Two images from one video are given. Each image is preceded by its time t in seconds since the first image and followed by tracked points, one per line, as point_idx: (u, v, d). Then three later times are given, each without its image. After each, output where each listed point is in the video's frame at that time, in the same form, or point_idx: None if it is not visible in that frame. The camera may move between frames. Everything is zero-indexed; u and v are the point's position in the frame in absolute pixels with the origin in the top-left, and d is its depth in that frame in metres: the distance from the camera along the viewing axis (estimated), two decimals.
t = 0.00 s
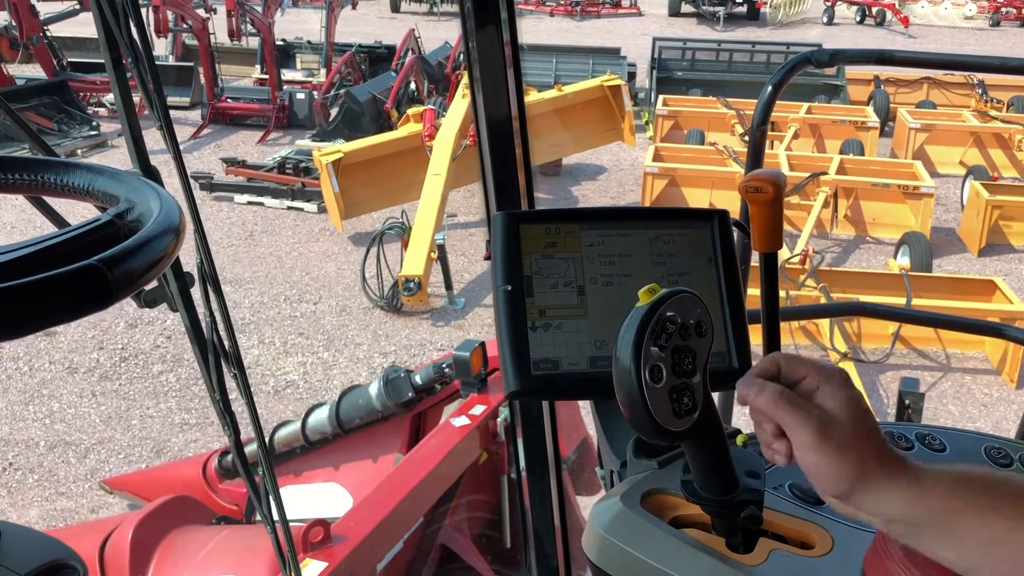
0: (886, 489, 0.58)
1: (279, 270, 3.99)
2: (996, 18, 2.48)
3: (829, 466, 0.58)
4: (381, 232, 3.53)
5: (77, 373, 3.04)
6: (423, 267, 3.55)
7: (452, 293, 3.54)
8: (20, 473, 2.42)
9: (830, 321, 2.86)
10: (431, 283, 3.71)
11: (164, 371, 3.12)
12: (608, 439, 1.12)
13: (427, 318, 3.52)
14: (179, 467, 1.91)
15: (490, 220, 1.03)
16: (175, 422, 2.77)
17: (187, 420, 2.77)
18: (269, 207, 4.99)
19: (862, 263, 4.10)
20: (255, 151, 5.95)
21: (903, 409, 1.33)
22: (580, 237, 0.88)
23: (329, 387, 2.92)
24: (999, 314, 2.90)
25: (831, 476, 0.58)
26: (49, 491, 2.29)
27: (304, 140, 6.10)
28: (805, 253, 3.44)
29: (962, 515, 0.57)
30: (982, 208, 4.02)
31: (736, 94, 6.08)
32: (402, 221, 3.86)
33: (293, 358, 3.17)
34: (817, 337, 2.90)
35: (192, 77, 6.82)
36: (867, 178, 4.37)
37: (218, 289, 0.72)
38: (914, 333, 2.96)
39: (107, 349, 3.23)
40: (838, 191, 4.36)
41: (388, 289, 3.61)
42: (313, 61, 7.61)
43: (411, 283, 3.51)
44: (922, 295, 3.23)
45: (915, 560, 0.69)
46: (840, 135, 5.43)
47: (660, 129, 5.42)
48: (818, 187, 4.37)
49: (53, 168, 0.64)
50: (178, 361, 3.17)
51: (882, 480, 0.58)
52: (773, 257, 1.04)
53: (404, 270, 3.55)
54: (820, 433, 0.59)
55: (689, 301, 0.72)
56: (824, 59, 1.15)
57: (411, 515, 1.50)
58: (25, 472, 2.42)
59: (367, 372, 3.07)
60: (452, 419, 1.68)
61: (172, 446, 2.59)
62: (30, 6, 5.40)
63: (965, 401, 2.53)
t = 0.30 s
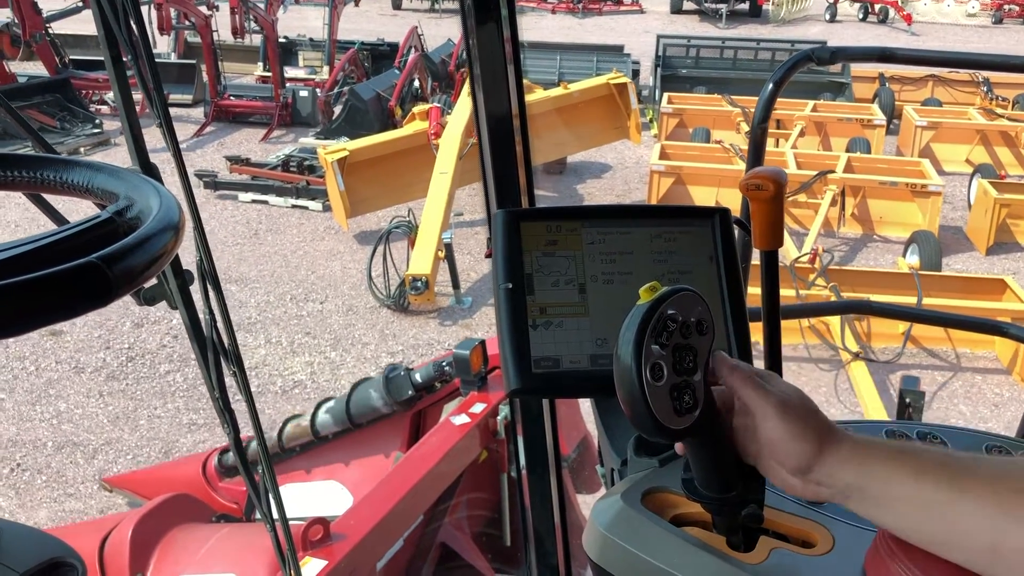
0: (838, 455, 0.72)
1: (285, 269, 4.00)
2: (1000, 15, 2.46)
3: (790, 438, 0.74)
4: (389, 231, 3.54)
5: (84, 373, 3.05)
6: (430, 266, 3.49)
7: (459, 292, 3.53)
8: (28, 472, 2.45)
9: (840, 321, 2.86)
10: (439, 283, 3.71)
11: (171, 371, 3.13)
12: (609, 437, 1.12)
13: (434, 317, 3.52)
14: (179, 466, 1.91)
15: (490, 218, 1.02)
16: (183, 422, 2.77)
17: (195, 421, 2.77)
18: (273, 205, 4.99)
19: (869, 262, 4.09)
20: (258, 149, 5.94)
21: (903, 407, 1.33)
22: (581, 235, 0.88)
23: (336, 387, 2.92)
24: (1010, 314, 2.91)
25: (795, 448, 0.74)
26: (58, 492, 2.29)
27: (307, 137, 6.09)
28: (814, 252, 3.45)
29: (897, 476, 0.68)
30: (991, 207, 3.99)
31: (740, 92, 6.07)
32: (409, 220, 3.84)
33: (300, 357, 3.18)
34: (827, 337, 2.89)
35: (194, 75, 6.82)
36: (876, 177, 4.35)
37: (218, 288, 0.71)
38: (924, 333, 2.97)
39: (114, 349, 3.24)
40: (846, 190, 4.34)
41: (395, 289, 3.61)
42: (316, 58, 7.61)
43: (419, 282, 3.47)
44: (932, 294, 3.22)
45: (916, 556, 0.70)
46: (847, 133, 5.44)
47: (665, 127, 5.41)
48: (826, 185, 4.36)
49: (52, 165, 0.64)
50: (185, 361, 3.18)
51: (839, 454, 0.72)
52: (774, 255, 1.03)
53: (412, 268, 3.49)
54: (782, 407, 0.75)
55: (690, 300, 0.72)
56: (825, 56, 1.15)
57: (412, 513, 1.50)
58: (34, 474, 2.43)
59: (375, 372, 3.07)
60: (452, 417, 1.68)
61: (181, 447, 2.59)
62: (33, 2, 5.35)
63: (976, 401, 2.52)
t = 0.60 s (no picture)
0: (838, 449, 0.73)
1: (290, 266, 4.00)
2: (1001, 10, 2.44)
3: (789, 436, 0.74)
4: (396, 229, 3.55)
5: (91, 372, 3.03)
6: (437, 263, 3.52)
7: (466, 291, 3.55)
8: (38, 470, 2.39)
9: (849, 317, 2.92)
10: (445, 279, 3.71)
11: (178, 369, 3.13)
12: (606, 431, 1.12)
13: (440, 315, 3.51)
14: (177, 461, 1.91)
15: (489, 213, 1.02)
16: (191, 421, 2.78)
17: (203, 420, 2.78)
18: (277, 202, 4.99)
19: (876, 258, 4.08)
20: (261, 146, 5.94)
21: (903, 402, 1.33)
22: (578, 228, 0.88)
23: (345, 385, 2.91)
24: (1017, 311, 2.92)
25: (794, 445, 0.74)
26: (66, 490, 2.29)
27: (310, 134, 6.09)
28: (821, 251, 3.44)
29: (897, 470, 0.69)
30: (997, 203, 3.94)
31: (743, 89, 6.06)
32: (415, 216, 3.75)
33: (307, 355, 3.18)
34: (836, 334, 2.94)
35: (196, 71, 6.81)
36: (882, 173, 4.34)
37: (213, 282, 0.72)
38: (933, 330, 2.94)
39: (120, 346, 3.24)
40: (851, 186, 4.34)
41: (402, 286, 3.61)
42: (317, 54, 7.61)
43: (426, 280, 3.50)
44: (939, 291, 3.21)
45: (916, 552, 0.70)
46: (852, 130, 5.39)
47: (669, 123, 5.39)
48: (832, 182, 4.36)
49: (44, 158, 0.64)
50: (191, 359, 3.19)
51: (840, 448, 0.73)
52: (772, 249, 1.03)
53: (418, 266, 3.52)
54: (778, 409, 0.74)
55: (688, 294, 0.71)
56: (825, 50, 1.15)
57: (411, 508, 1.50)
58: (42, 473, 2.37)
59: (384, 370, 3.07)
60: (451, 413, 1.68)
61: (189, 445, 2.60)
62: None
63: (986, 399, 2.52)
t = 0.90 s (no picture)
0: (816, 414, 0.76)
1: (298, 263, 4.01)
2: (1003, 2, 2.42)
3: (768, 400, 0.76)
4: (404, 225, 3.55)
5: (98, 369, 3.04)
6: (446, 260, 3.43)
7: (474, 287, 3.45)
8: (49, 465, 2.34)
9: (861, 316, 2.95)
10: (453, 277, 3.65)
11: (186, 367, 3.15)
12: (608, 426, 1.12)
13: (448, 312, 3.46)
14: (178, 456, 1.92)
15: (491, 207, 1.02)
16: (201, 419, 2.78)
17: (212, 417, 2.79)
18: (283, 198, 5.00)
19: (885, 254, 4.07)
20: (265, 142, 5.94)
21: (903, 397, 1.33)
22: (579, 223, 0.88)
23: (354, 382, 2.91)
24: None
25: (775, 409, 0.76)
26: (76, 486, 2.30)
27: (314, 129, 6.09)
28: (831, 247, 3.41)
29: (871, 436, 0.71)
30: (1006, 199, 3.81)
31: (748, 84, 6.05)
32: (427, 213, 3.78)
33: (316, 353, 3.18)
34: (848, 332, 2.96)
35: (199, 67, 6.81)
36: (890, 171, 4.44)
37: (215, 275, 0.72)
38: (942, 327, 2.89)
39: (128, 343, 3.25)
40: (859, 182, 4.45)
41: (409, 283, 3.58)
42: (320, 50, 7.60)
43: (434, 276, 3.42)
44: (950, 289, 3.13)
45: (918, 546, 0.70)
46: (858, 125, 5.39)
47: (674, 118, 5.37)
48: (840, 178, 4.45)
49: (47, 153, 0.64)
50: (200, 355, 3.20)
51: (818, 413, 0.76)
52: (774, 245, 1.03)
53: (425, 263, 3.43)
54: (763, 372, 0.75)
55: (688, 288, 0.72)
56: (826, 45, 1.14)
57: (411, 503, 1.51)
58: (53, 472, 2.28)
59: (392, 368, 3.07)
60: (452, 408, 1.68)
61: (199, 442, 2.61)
62: None
63: (998, 396, 2.51)
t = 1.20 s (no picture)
0: (810, 418, 0.76)
1: (306, 262, 4.02)
2: None
3: (764, 399, 0.76)
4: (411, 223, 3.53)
5: (108, 367, 3.06)
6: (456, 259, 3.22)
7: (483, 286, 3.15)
8: (61, 465, 2.36)
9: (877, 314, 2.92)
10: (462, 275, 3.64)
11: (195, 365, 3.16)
12: (611, 423, 1.12)
13: (458, 311, 3.39)
14: (180, 452, 1.93)
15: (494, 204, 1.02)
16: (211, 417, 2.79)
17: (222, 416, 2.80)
18: (290, 195, 5.00)
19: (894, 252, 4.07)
20: (271, 138, 5.94)
21: (904, 395, 1.32)
22: (583, 220, 0.87)
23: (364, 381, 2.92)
24: None
25: (768, 408, 0.76)
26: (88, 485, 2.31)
27: (319, 126, 6.10)
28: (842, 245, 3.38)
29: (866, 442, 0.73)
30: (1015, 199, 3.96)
31: (754, 80, 6.03)
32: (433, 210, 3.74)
33: (326, 352, 3.19)
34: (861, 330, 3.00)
35: (203, 63, 6.81)
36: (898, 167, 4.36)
37: (218, 271, 0.72)
38: (954, 326, 2.90)
39: (137, 341, 3.26)
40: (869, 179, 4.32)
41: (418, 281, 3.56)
42: (324, 46, 7.60)
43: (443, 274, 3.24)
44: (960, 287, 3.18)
45: (924, 547, 0.70)
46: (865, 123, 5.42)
47: (681, 115, 5.36)
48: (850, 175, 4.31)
49: (50, 149, 0.64)
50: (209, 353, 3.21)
51: (810, 416, 0.76)
52: (777, 242, 1.03)
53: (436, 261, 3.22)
54: (761, 370, 0.74)
55: (693, 286, 0.72)
56: (830, 42, 1.14)
57: (414, 499, 1.51)
58: (65, 471, 2.34)
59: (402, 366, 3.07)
60: (454, 404, 1.68)
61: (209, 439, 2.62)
62: None
63: (1011, 395, 2.51)
